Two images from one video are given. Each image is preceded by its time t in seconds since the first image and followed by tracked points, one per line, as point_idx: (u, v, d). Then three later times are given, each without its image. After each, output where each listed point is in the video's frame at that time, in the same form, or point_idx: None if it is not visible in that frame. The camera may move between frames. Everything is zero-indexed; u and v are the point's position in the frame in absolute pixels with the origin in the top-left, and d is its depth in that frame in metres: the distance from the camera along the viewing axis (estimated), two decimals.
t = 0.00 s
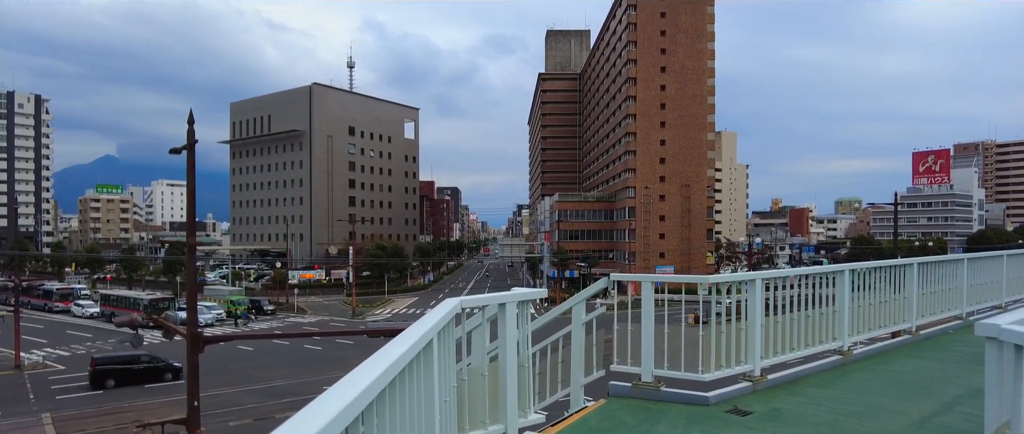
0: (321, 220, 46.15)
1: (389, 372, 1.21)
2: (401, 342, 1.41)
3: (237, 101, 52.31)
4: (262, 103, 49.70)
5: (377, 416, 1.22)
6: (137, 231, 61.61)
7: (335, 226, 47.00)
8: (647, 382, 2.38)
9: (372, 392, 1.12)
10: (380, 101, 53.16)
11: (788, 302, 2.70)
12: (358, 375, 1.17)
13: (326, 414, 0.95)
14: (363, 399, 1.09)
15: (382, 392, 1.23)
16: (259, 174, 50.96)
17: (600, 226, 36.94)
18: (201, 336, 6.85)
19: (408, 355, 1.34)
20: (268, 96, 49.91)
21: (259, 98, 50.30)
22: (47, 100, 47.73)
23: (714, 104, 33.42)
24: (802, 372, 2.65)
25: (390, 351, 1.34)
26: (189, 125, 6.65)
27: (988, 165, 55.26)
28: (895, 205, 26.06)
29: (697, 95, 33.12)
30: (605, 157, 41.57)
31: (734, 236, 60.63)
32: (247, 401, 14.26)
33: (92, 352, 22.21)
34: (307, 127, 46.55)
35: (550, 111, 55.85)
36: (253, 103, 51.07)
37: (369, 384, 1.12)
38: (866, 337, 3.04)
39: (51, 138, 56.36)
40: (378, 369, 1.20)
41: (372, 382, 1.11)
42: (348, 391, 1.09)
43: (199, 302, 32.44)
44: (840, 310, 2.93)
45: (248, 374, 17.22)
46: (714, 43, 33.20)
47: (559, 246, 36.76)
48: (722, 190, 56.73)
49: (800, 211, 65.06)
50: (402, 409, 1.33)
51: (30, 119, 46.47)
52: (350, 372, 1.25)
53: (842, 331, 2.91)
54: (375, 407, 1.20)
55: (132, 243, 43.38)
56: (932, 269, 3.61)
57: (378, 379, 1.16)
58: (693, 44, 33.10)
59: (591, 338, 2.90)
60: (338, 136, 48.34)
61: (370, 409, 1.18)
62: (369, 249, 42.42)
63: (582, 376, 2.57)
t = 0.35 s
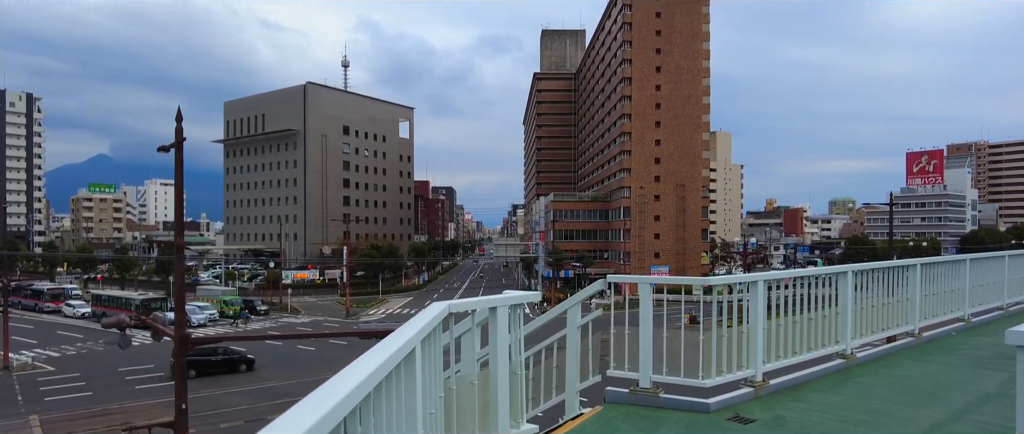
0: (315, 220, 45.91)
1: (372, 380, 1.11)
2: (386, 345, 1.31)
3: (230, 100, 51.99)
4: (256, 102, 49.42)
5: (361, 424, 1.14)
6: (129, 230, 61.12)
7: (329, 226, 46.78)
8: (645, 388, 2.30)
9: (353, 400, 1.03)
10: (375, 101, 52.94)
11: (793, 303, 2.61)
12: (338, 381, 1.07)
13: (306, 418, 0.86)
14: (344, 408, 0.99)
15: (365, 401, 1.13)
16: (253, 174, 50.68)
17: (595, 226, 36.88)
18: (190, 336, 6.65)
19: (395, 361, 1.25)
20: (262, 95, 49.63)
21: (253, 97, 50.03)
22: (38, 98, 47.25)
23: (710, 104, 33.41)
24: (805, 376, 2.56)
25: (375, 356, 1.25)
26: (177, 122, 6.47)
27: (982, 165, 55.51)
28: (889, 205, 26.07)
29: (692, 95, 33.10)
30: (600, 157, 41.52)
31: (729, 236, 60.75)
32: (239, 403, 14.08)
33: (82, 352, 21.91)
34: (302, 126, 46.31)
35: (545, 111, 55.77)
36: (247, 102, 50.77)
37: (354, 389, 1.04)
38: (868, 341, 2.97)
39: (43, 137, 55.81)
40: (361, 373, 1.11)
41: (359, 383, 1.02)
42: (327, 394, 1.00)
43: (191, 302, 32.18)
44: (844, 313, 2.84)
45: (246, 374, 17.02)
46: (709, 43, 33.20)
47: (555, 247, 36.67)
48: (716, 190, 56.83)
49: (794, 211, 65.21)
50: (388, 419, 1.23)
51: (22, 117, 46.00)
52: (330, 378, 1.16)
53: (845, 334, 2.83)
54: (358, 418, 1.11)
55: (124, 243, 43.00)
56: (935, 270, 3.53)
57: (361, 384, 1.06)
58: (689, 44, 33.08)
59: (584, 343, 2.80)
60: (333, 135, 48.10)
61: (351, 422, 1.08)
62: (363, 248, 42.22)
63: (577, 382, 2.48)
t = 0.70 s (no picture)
0: (310, 221, 45.67)
1: (336, 393, 1.00)
2: (353, 359, 1.21)
3: (225, 101, 51.72)
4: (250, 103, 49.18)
5: None
6: (123, 232, 60.70)
7: (324, 227, 46.58)
8: (642, 398, 2.20)
9: (311, 422, 0.92)
10: (369, 101, 52.76)
11: (793, 308, 2.51)
12: (294, 399, 0.96)
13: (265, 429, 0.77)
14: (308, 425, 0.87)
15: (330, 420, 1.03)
16: (248, 175, 50.43)
17: (590, 227, 36.84)
18: (176, 342, 6.46)
19: (364, 376, 1.15)
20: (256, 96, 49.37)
21: (247, 98, 49.77)
22: (31, 99, 46.82)
23: (705, 104, 33.40)
24: (807, 384, 2.46)
25: (340, 372, 1.15)
26: (161, 123, 6.30)
27: (975, 165, 55.76)
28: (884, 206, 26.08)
29: (687, 95, 33.08)
30: (595, 158, 41.46)
31: (724, 236, 60.86)
32: (230, 406, 13.91)
33: (73, 356, 21.63)
34: (296, 127, 46.11)
35: (540, 112, 55.71)
36: (241, 103, 50.52)
37: (317, 401, 0.94)
38: (870, 346, 2.87)
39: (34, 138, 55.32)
40: (323, 390, 1.01)
41: (321, 397, 0.92)
42: (278, 414, 0.89)
43: (184, 304, 31.94)
44: (845, 318, 2.75)
45: (242, 376, 16.91)
46: (704, 43, 33.20)
47: (550, 247, 36.59)
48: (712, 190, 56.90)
49: (789, 211, 65.37)
50: None
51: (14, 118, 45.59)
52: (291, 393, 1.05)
53: (846, 340, 2.74)
54: None
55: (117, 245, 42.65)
56: (937, 273, 3.44)
57: (320, 404, 0.96)
58: (684, 45, 33.06)
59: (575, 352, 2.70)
60: (327, 136, 47.88)
61: None
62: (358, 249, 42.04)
63: (569, 391, 2.39)
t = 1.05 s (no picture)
0: (306, 223, 45.51)
1: (300, 413, 0.93)
2: (323, 375, 1.13)
3: (221, 102, 51.63)
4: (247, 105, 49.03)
5: None
6: (120, 233, 60.52)
7: (321, 228, 46.44)
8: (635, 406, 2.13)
9: None
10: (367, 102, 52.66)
11: (794, 310, 2.43)
12: (254, 419, 0.90)
13: None
14: None
15: None
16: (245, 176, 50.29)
17: (588, 228, 36.79)
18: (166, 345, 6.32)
19: (334, 390, 1.08)
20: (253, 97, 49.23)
21: (244, 99, 49.63)
22: (27, 100, 46.64)
23: (702, 105, 33.38)
24: (809, 391, 2.38)
25: (309, 386, 1.08)
26: (151, 123, 6.18)
27: (972, 166, 55.79)
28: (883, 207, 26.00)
29: (685, 96, 33.02)
30: (593, 159, 41.40)
31: (722, 237, 60.87)
32: (225, 409, 13.78)
33: (68, 359, 21.49)
34: (293, 128, 45.96)
35: (538, 113, 55.68)
36: (238, 104, 50.37)
37: (275, 422, 0.86)
38: (874, 352, 2.79)
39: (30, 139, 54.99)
40: (286, 407, 0.95)
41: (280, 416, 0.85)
42: None
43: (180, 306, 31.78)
44: (848, 321, 2.68)
45: (239, 378, 16.78)
46: (702, 44, 33.16)
47: (548, 248, 36.51)
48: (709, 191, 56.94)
49: (787, 212, 65.42)
50: None
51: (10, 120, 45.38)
52: (254, 409, 0.99)
53: (850, 344, 2.66)
54: None
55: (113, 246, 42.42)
56: (943, 276, 3.36)
57: (281, 425, 0.89)
58: (681, 45, 33.03)
59: (569, 357, 2.65)
60: (324, 138, 47.74)
61: None
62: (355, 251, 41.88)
63: (562, 399, 2.33)
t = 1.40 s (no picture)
0: (304, 225, 45.38)
1: None
2: (289, 398, 1.06)
3: (219, 105, 51.53)
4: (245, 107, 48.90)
5: None
6: (117, 236, 60.28)
7: (319, 231, 46.27)
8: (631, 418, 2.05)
9: None
10: (365, 105, 52.61)
11: (801, 317, 2.35)
12: None
13: None
14: None
15: None
16: (242, 179, 50.14)
17: (586, 231, 36.70)
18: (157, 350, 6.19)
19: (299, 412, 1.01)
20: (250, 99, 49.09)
21: (241, 102, 49.50)
22: (24, 102, 46.43)
23: (701, 108, 33.38)
24: (816, 401, 2.29)
25: (273, 410, 1.00)
26: (142, 123, 6.07)
27: (970, 170, 55.85)
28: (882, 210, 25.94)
29: (683, 99, 33.03)
30: (591, 162, 41.39)
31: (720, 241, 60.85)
32: (220, 414, 13.63)
33: (62, 362, 21.30)
34: (291, 131, 45.83)
35: (536, 116, 55.67)
36: (236, 106, 50.21)
37: None
38: (884, 360, 2.70)
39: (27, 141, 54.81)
40: None
41: None
42: None
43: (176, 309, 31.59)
44: (857, 328, 2.58)
45: (234, 382, 16.64)
46: (700, 47, 33.18)
47: (546, 251, 36.38)
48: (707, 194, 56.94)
49: (786, 215, 65.39)
50: None
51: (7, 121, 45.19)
52: None
53: (859, 353, 2.57)
54: None
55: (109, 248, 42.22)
56: (953, 281, 3.27)
57: None
58: (680, 49, 33.03)
59: (569, 365, 2.57)
60: (322, 140, 47.62)
61: None
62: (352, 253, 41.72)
63: (558, 412, 2.26)
